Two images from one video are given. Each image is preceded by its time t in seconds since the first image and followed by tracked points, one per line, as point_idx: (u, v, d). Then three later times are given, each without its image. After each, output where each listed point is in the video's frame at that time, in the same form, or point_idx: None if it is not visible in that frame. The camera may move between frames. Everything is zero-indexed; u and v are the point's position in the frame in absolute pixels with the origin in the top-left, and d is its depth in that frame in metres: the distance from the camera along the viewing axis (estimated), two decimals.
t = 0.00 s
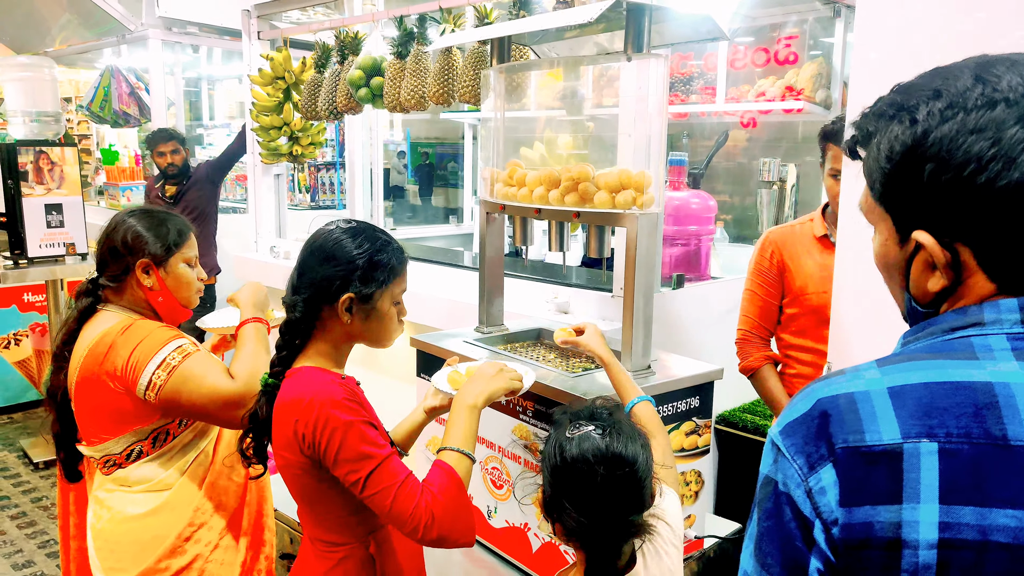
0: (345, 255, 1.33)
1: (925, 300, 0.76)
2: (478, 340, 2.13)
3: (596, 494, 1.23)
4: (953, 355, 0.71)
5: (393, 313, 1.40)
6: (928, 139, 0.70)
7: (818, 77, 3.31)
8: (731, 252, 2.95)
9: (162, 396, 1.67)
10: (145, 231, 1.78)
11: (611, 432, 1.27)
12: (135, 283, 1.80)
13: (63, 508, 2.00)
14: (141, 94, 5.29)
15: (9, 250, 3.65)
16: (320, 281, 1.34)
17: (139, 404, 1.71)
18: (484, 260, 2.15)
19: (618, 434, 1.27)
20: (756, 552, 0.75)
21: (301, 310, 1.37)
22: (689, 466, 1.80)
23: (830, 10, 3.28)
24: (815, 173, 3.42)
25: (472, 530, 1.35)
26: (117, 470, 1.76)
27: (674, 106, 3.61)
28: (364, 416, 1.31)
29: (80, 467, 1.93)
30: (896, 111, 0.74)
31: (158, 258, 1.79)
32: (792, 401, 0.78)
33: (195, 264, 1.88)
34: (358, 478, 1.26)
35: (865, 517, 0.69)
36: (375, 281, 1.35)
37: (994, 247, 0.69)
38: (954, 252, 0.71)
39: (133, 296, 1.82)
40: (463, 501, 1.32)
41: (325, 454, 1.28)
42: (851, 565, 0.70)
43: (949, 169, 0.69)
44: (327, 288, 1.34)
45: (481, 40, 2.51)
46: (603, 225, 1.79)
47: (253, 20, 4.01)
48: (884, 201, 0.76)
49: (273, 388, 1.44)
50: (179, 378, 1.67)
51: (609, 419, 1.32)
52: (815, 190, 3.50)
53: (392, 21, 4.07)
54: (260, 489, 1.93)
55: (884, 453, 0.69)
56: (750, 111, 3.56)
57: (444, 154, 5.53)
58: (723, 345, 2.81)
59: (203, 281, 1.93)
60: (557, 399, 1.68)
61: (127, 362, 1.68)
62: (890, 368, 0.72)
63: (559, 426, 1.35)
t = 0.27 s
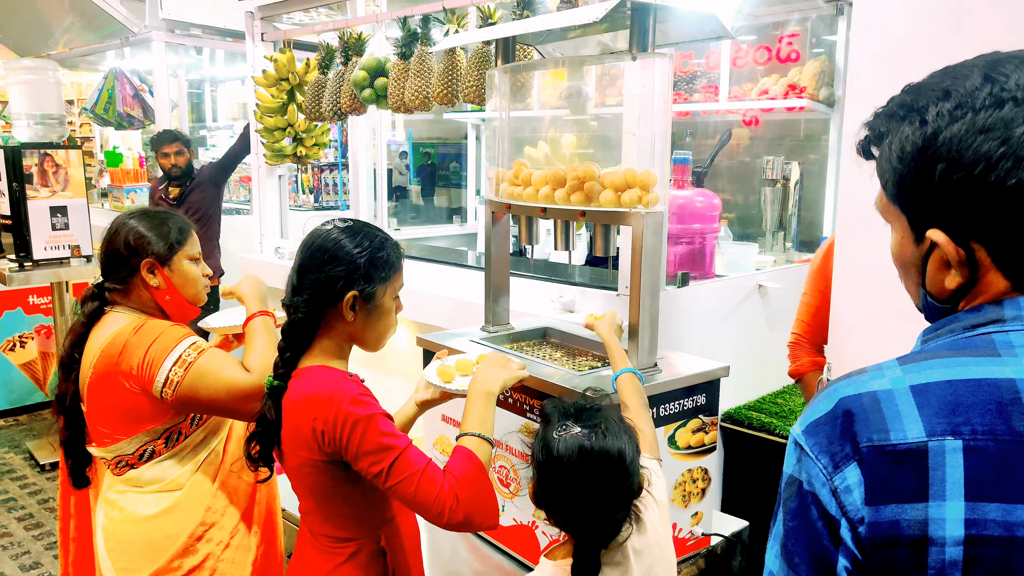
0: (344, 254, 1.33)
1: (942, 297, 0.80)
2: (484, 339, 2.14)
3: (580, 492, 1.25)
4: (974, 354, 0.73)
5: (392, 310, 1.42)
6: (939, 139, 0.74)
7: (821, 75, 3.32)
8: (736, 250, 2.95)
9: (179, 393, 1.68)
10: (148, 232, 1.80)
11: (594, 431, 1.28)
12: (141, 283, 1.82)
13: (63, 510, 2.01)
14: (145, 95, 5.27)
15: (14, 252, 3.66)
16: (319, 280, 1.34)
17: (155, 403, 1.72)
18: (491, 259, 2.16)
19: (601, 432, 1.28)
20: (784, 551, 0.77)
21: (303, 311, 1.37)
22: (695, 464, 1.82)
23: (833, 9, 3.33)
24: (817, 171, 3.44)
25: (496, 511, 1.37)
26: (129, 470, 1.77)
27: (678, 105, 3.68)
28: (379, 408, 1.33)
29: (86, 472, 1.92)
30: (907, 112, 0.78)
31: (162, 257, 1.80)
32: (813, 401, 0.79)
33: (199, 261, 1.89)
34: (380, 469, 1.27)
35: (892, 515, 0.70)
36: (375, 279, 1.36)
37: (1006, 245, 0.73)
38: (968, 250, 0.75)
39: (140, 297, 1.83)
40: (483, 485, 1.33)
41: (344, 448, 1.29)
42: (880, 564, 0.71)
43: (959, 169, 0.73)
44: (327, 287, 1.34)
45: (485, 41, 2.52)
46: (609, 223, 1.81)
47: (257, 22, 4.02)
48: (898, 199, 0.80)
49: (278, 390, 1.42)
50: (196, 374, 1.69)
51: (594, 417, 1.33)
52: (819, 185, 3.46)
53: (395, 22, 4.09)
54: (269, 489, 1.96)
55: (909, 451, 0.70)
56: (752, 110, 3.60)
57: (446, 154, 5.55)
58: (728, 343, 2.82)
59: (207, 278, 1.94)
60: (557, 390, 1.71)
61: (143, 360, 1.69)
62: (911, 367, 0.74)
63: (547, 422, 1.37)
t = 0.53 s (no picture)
0: (359, 255, 1.36)
1: (946, 296, 0.82)
2: (488, 339, 2.15)
3: (563, 483, 1.26)
4: (977, 353, 0.75)
5: (403, 307, 1.45)
6: (939, 141, 0.76)
7: (823, 74, 3.33)
8: (738, 249, 2.96)
9: (187, 392, 1.69)
10: (146, 232, 1.81)
11: (571, 421, 1.29)
12: (144, 285, 1.83)
13: (65, 511, 2.02)
14: (148, 97, 5.28)
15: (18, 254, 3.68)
16: (334, 279, 1.36)
17: (164, 403, 1.73)
18: (494, 260, 2.17)
19: (578, 422, 1.28)
20: (789, 552, 0.79)
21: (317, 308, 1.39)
22: (699, 463, 1.83)
23: (835, 7, 3.34)
24: (820, 170, 3.44)
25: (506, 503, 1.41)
26: (136, 472, 1.77)
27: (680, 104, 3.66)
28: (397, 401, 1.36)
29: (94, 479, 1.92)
30: (906, 113, 0.80)
31: (162, 257, 1.81)
32: (818, 403, 0.82)
33: (199, 258, 1.90)
34: (402, 462, 1.31)
35: (896, 515, 0.72)
36: (389, 276, 1.39)
37: (1007, 245, 0.74)
38: (970, 250, 0.77)
39: (145, 299, 1.84)
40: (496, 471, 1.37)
41: (365, 442, 1.32)
42: (883, 564, 0.73)
43: (960, 169, 0.74)
44: (341, 286, 1.36)
45: (487, 41, 2.52)
46: (612, 223, 1.81)
47: (259, 23, 4.02)
48: (899, 201, 0.83)
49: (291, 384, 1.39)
50: (203, 373, 1.70)
51: (570, 405, 1.33)
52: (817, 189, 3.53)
53: (398, 23, 4.11)
54: (275, 489, 1.98)
55: (913, 451, 0.72)
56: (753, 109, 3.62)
57: (448, 154, 5.55)
58: (732, 342, 2.83)
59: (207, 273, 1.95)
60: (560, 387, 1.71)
61: (149, 359, 1.70)
62: (914, 367, 0.77)
63: (527, 415, 1.37)
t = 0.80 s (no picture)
0: (393, 256, 1.49)
1: (923, 301, 0.84)
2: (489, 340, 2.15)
3: (558, 480, 1.27)
4: (954, 356, 0.76)
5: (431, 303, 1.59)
6: (912, 148, 0.78)
7: (823, 74, 3.33)
8: (739, 250, 2.96)
9: (187, 391, 1.69)
10: (144, 235, 1.81)
11: (564, 418, 1.29)
12: (145, 288, 1.83)
13: (67, 513, 2.02)
14: (148, 99, 5.28)
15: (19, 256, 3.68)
16: (372, 280, 1.49)
17: (163, 402, 1.73)
18: (495, 261, 2.17)
19: (571, 419, 1.28)
20: (771, 555, 0.81)
21: (354, 306, 1.52)
22: (700, 464, 1.83)
23: (834, 7, 3.35)
24: (820, 170, 3.45)
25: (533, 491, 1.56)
26: (136, 473, 1.78)
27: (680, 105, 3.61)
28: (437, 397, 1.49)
29: (92, 483, 1.94)
30: (879, 121, 0.82)
31: (162, 260, 1.81)
32: (798, 406, 0.84)
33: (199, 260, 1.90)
34: (447, 458, 1.45)
35: (873, 518, 0.74)
36: (421, 274, 1.53)
37: (983, 250, 0.76)
38: (946, 256, 0.79)
39: (145, 302, 1.84)
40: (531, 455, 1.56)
41: (411, 440, 1.45)
42: (862, 565, 0.75)
43: (933, 176, 0.76)
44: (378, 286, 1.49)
45: (487, 42, 2.52)
46: (612, 224, 1.81)
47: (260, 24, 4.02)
48: (874, 208, 0.84)
49: (333, 388, 1.52)
50: (203, 372, 1.70)
51: (564, 402, 1.33)
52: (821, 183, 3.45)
53: (399, 24, 4.11)
54: (274, 488, 1.98)
55: (890, 455, 0.74)
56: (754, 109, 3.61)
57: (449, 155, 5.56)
58: (732, 342, 2.83)
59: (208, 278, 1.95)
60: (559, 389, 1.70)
61: (149, 358, 1.70)
62: (892, 371, 0.78)
63: (523, 410, 1.38)
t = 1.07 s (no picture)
0: (414, 256, 1.50)
1: (904, 304, 0.85)
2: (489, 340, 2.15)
3: (563, 482, 1.27)
4: (932, 358, 0.78)
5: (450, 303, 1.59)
6: (885, 151, 0.79)
7: (823, 74, 3.33)
8: (739, 250, 2.96)
9: (185, 394, 1.69)
10: (148, 238, 1.81)
11: (572, 421, 1.28)
12: (148, 290, 1.83)
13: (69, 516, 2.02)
14: (149, 100, 5.29)
15: (19, 257, 3.68)
16: (393, 279, 1.50)
17: (162, 404, 1.73)
18: (496, 261, 2.17)
19: (579, 422, 1.28)
20: (753, 556, 0.82)
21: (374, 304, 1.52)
22: (701, 464, 1.82)
23: (834, 7, 3.37)
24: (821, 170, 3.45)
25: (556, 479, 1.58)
26: (136, 474, 1.78)
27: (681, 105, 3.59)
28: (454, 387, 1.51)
29: (90, 484, 1.95)
30: (855, 126, 0.84)
31: (166, 263, 1.81)
32: (782, 409, 0.85)
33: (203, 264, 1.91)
34: (471, 450, 1.46)
35: (852, 520, 0.75)
36: (442, 274, 1.54)
37: (958, 252, 0.77)
38: (924, 259, 0.80)
39: (148, 304, 1.85)
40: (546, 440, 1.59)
41: (435, 433, 1.46)
42: (842, 566, 0.76)
43: (907, 179, 0.78)
44: (398, 286, 1.50)
45: (488, 43, 2.53)
46: (613, 224, 1.81)
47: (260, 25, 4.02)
48: (855, 211, 0.85)
49: (353, 383, 1.53)
50: (202, 375, 1.69)
51: (570, 403, 1.32)
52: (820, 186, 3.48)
53: (399, 25, 4.11)
54: (274, 488, 1.98)
55: (868, 457, 0.75)
56: (754, 109, 3.60)
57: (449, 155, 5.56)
58: (733, 342, 2.83)
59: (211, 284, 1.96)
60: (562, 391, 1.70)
61: (149, 361, 1.70)
62: (872, 374, 0.80)
63: (528, 413, 1.37)
